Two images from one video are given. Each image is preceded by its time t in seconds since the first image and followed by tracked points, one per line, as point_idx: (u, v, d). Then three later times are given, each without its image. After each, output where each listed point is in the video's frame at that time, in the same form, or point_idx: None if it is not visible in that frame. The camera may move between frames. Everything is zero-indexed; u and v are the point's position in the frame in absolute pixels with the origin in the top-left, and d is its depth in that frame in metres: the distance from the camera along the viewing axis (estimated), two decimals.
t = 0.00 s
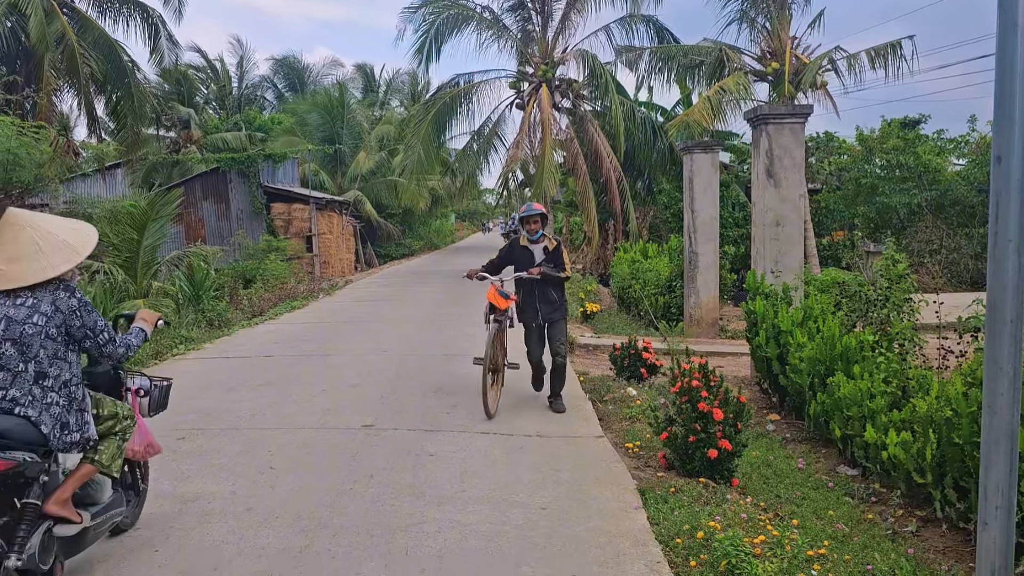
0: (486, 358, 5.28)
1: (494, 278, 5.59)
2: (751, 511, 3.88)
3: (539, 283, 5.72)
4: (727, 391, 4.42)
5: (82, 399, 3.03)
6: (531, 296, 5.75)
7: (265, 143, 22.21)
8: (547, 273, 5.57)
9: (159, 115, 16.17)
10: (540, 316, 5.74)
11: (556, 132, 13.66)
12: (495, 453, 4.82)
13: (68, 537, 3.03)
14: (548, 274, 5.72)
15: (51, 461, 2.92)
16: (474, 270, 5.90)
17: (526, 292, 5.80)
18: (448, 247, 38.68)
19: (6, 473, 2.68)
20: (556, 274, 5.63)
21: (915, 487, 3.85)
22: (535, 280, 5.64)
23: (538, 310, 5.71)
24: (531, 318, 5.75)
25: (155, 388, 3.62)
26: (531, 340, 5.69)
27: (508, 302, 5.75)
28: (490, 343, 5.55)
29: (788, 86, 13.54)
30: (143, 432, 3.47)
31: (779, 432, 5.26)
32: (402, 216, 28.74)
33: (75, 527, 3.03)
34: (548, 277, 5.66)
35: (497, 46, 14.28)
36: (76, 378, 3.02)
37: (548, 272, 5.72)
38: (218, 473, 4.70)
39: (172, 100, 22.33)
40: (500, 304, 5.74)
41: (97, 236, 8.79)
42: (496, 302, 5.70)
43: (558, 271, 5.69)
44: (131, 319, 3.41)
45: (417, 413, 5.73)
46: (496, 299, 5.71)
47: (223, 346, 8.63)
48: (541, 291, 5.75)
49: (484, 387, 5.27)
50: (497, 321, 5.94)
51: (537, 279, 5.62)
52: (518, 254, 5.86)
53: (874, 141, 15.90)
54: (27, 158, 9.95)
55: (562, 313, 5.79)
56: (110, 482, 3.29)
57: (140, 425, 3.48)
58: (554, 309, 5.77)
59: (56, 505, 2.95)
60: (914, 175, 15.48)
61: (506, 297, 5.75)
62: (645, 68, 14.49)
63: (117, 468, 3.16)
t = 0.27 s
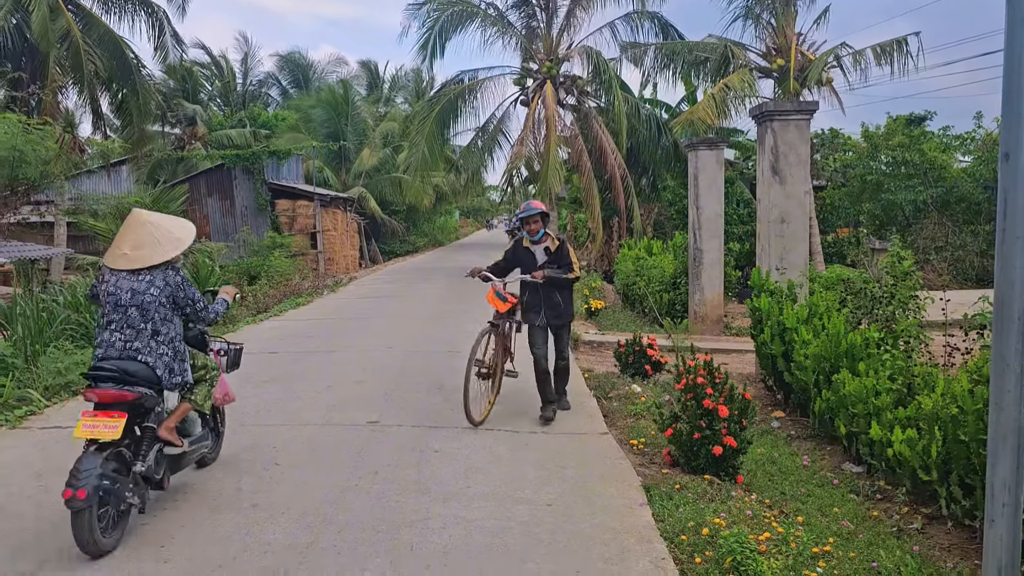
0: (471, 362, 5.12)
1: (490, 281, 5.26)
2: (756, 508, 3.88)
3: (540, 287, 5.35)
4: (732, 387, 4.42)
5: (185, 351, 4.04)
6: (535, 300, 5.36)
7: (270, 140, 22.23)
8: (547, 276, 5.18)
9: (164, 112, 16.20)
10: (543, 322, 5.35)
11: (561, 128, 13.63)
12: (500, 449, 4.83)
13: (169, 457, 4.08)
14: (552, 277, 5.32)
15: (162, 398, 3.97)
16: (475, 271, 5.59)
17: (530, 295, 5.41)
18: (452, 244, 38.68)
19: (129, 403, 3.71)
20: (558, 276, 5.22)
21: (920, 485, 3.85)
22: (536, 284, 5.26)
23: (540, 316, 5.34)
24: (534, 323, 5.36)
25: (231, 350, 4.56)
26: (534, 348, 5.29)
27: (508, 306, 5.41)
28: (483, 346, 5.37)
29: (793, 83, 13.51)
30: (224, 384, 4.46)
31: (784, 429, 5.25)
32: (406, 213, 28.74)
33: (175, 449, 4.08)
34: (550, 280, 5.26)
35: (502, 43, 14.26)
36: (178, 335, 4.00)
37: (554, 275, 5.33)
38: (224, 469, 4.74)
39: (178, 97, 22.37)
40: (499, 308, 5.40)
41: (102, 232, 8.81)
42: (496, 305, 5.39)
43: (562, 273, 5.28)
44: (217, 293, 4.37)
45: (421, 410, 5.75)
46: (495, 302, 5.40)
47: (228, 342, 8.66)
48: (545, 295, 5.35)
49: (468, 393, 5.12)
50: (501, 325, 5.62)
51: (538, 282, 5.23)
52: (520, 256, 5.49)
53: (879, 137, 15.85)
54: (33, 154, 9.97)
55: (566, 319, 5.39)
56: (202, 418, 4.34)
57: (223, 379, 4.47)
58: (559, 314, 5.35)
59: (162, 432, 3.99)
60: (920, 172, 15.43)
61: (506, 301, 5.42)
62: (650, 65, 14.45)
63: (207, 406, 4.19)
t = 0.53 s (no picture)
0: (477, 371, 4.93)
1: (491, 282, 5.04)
2: (762, 505, 3.89)
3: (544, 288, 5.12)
4: (738, 383, 4.42)
5: (252, 320, 5.05)
6: (537, 300, 5.14)
7: (276, 135, 22.25)
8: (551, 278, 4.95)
9: (171, 108, 16.23)
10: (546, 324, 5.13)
11: (567, 124, 13.61)
12: (505, 446, 4.83)
13: (241, 407, 5.07)
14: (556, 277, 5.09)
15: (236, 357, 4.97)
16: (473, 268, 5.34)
17: (531, 295, 5.17)
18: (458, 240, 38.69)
19: (212, 359, 4.69)
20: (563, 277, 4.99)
21: (926, 482, 3.84)
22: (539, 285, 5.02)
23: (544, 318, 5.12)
24: (536, 325, 5.14)
25: (285, 322, 5.59)
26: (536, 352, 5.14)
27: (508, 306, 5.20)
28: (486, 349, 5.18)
29: (801, 79, 13.46)
30: (280, 348, 5.43)
31: (789, 426, 5.25)
32: (412, 209, 28.76)
33: (246, 399, 5.09)
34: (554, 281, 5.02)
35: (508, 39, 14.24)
36: (249, 306, 4.99)
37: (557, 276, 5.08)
38: (231, 465, 4.78)
39: (184, 93, 22.41)
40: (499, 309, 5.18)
41: (109, 227, 8.82)
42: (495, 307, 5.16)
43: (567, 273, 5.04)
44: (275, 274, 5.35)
45: (426, 405, 5.76)
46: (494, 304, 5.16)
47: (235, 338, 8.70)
48: (547, 296, 5.12)
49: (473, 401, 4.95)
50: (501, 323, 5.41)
51: (541, 284, 4.99)
52: (522, 253, 5.23)
53: (887, 134, 15.79)
54: (40, 150, 10.00)
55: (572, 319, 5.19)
56: (266, 376, 5.36)
57: (280, 344, 5.45)
58: (563, 315, 5.13)
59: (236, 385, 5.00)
60: (927, 168, 15.36)
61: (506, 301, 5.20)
62: (656, 61, 14.42)
63: (270, 364, 5.17)
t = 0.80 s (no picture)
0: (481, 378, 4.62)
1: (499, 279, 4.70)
2: (771, 499, 3.88)
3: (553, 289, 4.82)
4: (748, 377, 4.41)
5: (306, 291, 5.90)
6: (541, 302, 4.82)
7: (286, 128, 22.29)
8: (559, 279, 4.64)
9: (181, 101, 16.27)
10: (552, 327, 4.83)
11: (576, 117, 13.56)
12: (515, 439, 4.83)
13: (298, 368, 5.93)
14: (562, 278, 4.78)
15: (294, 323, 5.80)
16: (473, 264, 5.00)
17: (534, 296, 4.87)
18: (467, 232, 38.71)
19: (277, 325, 5.52)
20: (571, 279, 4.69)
21: (937, 477, 3.83)
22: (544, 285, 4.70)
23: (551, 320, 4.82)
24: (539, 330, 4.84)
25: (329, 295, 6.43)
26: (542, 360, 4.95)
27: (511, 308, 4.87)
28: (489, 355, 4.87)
29: (812, 71, 13.37)
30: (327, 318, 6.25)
31: (799, 420, 5.23)
32: (421, 202, 28.77)
33: (301, 360, 5.94)
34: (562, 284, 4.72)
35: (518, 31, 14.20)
36: (304, 280, 5.81)
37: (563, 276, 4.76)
38: (242, 457, 4.82)
39: (195, 86, 22.47)
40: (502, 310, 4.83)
41: (120, 220, 8.84)
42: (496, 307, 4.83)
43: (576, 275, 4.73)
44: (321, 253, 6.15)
45: (435, 398, 5.78)
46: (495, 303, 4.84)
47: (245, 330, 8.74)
48: (552, 297, 4.80)
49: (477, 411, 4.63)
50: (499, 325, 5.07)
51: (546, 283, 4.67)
52: (528, 252, 4.91)
53: (898, 127, 15.66)
54: (52, 143, 10.04)
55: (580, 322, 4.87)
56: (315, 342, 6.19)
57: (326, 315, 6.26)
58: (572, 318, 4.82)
59: (293, 349, 5.83)
60: (939, 161, 15.24)
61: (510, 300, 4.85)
62: (667, 54, 14.36)
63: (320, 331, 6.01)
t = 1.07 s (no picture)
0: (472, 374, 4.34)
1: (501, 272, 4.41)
2: (786, 490, 3.88)
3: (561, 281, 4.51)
4: (763, 368, 4.39)
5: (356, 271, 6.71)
6: (551, 296, 4.53)
7: (300, 118, 22.33)
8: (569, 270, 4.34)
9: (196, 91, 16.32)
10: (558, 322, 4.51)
11: (591, 107, 13.49)
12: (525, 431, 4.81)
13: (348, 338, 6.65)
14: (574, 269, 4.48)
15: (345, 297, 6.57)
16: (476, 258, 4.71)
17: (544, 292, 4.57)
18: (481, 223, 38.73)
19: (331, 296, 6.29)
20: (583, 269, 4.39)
21: (954, 470, 3.81)
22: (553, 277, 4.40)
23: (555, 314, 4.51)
24: (550, 326, 4.53)
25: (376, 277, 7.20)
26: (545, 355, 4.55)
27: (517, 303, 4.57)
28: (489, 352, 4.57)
29: (830, 62, 13.22)
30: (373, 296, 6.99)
31: (815, 412, 5.21)
32: (435, 192, 28.80)
33: (350, 331, 6.67)
34: (572, 275, 4.42)
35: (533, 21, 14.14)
36: (354, 260, 6.61)
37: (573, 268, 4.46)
38: (258, 445, 4.86)
39: (210, 76, 22.55)
40: (507, 306, 4.54)
41: (136, 209, 8.89)
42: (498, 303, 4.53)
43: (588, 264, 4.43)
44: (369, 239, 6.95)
45: (449, 388, 5.79)
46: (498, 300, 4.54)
47: (261, 318, 8.80)
48: (563, 291, 4.51)
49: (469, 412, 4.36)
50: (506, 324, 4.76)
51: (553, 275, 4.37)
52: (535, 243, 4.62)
53: (916, 117, 15.49)
54: (68, 131, 10.12)
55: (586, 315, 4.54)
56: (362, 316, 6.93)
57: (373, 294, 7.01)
58: (580, 312, 4.52)
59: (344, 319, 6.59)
60: (957, 153, 15.06)
61: (510, 298, 4.53)
62: (682, 44, 14.26)
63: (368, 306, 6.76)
